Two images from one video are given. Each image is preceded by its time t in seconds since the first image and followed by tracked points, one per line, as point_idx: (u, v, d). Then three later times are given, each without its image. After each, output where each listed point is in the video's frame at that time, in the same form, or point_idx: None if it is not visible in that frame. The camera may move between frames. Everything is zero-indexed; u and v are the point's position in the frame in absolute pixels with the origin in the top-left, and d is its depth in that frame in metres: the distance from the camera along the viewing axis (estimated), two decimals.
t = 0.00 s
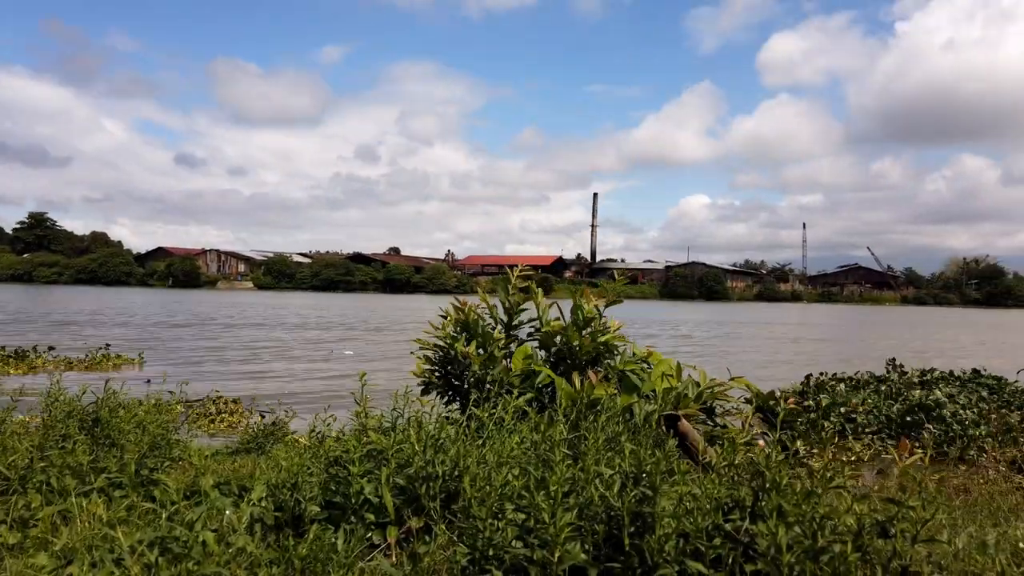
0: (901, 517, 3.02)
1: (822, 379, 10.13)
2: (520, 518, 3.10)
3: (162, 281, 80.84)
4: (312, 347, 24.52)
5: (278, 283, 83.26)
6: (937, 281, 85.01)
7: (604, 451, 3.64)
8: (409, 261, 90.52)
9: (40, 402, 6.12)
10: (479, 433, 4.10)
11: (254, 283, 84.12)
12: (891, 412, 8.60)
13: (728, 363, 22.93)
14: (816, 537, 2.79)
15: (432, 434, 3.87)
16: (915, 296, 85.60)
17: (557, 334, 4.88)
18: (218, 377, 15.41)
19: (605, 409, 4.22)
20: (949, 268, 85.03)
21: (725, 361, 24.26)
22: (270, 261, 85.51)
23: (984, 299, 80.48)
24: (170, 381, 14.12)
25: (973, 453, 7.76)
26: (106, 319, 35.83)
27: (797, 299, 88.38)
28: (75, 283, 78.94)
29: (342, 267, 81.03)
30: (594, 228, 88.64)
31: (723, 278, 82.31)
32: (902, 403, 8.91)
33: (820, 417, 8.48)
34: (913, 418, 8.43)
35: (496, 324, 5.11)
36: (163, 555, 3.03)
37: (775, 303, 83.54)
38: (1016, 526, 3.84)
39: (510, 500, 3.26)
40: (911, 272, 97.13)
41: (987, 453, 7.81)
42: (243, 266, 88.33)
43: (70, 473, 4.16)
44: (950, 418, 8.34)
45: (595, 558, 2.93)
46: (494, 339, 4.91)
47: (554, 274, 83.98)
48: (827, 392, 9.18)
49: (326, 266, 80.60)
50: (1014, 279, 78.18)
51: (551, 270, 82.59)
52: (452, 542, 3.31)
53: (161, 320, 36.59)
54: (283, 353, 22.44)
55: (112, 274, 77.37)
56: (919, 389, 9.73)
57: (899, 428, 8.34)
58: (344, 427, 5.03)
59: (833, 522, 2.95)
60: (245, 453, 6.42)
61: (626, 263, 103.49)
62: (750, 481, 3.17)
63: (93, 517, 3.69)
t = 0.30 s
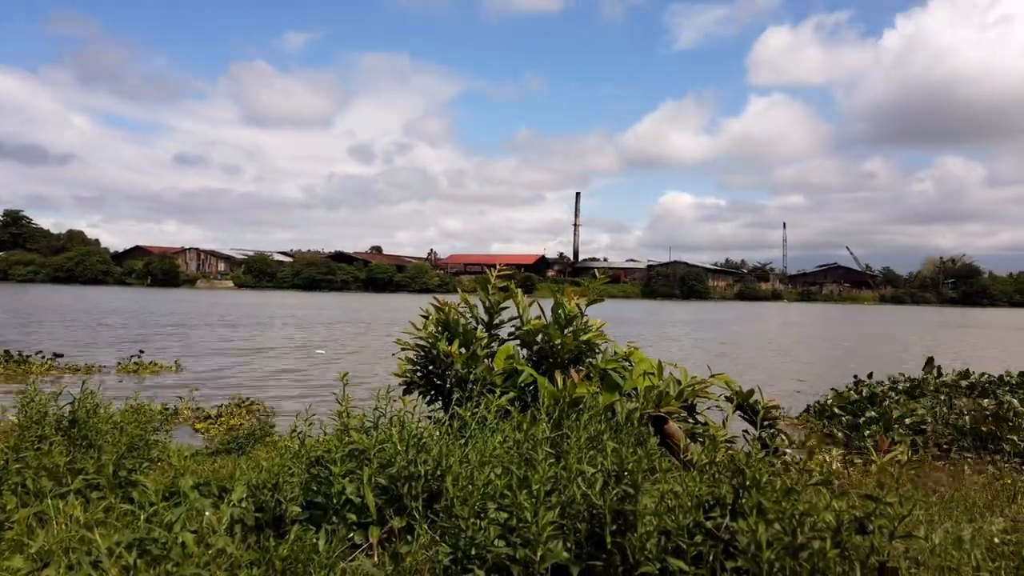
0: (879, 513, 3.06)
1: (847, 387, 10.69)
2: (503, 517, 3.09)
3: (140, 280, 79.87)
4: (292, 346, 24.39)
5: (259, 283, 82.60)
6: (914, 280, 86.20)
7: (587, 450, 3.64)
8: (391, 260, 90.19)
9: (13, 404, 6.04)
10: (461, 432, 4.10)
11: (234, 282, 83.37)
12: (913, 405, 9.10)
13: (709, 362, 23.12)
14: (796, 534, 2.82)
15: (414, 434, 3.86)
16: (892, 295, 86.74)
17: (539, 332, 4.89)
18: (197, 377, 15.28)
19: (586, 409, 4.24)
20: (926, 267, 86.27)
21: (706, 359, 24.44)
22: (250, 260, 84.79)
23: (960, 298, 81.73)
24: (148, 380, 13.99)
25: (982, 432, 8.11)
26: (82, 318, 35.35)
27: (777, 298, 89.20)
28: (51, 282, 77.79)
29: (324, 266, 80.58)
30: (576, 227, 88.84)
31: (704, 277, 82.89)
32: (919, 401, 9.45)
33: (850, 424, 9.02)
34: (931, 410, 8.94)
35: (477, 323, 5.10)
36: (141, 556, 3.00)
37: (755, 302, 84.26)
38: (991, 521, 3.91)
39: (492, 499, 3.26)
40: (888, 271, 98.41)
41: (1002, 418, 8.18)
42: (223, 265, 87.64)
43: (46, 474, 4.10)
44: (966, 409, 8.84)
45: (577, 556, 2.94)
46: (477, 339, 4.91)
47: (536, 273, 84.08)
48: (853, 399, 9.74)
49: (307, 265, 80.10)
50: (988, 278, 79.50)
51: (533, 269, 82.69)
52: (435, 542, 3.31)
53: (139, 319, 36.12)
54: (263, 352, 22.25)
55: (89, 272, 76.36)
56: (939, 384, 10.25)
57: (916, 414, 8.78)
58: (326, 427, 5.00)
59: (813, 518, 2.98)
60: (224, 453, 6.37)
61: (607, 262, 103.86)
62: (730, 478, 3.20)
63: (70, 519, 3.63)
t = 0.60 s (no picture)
0: (857, 511, 3.08)
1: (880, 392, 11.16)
2: (485, 517, 3.09)
3: (118, 279, 78.92)
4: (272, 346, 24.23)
5: (240, 282, 81.87)
6: (893, 280, 87.19)
7: (569, 449, 3.65)
8: (373, 259, 89.91)
9: None
10: (444, 432, 4.09)
11: (214, 281, 82.57)
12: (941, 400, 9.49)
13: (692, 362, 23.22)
14: (777, 531, 2.84)
15: (397, 434, 3.84)
16: (871, 294, 87.70)
17: (523, 331, 4.89)
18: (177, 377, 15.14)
19: (569, 408, 4.24)
20: (904, 267, 87.31)
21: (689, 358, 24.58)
22: (231, 259, 84.07)
23: (937, 297, 82.78)
24: (126, 380, 13.84)
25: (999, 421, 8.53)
26: (59, 318, 34.86)
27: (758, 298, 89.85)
28: (27, 281, 76.66)
29: (305, 265, 80.06)
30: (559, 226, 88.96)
31: (686, 276, 83.32)
32: (949, 396, 9.71)
33: (881, 425, 9.53)
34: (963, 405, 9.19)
35: (462, 323, 5.10)
36: (119, 558, 2.97)
37: (737, 301, 84.91)
38: (967, 518, 3.96)
39: (475, 499, 3.25)
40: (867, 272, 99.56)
41: None
42: (203, 264, 86.84)
43: (22, 476, 4.03)
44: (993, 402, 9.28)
45: (561, 556, 2.94)
46: (461, 338, 4.90)
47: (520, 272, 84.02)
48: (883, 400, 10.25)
49: (289, 265, 79.55)
50: (965, 278, 80.60)
51: (516, 268, 82.69)
52: (417, 542, 3.30)
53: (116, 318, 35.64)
54: (244, 352, 22.05)
55: (66, 271, 75.33)
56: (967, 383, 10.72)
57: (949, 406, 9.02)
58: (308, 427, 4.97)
59: (793, 516, 3.01)
60: (205, 453, 6.32)
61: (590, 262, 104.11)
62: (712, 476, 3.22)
63: (46, 522, 3.57)
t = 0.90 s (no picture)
0: (836, 508, 3.12)
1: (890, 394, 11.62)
2: (468, 517, 3.10)
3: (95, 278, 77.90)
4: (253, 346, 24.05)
5: (220, 281, 81.11)
6: (871, 279, 88.22)
7: (551, 447, 3.66)
8: (355, 258, 89.50)
9: None
10: (427, 432, 4.08)
11: (194, 281, 81.73)
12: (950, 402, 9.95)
13: (675, 360, 23.36)
14: (757, 529, 2.87)
15: (379, 434, 3.82)
16: (850, 293, 88.74)
17: (505, 330, 4.89)
18: (156, 377, 14.98)
19: (551, 407, 4.25)
20: (882, 267, 88.36)
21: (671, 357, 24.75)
22: (211, 258, 83.27)
23: (915, 297, 83.90)
24: (104, 381, 13.68)
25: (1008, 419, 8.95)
26: (35, 318, 34.36)
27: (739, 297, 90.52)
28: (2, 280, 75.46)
29: (287, 264, 79.49)
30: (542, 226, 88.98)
31: (668, 276, 83.77)
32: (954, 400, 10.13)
33: (892, 426, 9.95)
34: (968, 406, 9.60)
35: (445, 322, 5.09)
36: (96, 562, 2.93)
37: (719, 301, 85.55)
38: (943, 514, 4.02)
39: (458, 498, 3.25)
40: (846, 271, 100.65)
41: None
42: (183, 263, 85.96)
43: None
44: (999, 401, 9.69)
45: (543, 555, 2.95)
46: (444, 338, 4.89)
47: (502, 272, 83.97)
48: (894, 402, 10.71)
49: (270, 264, 78.92)
50: (942, 278, 81.81)
51: (499, 268, 82.70)
52: (399, 542, 3.29)
53: (92, 318, 35.12)
54: (224, 352, 21.84)
55: (42, 270, 74.22)
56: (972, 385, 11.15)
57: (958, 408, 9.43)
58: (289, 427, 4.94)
59: (772, 514, 3.04)
60: (184, 455, 6.25)
61: (573, 261, 104.29)
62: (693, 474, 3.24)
63: (21, 524, 3.52)
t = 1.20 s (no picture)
0: (815, 505, 3.15)
1: (884, 393, 11.90)
2: (451, 516, 3.10)
3: (71, 277, 76.80)
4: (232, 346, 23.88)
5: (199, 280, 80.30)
6: (849, 278, 89.20)
7: (534, 447, 3.66)
8: (337, 258, 88.99)
9: None
10: (409, 432, 4.07)
11: (173, 280, 80.82)
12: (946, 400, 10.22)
13: (657, 359, 23.48)
14: (738, 526, 2.90)
15: (362, 434, 3.80)
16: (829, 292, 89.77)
17: (488, 329, 4.89)
18: (135, 378, 14.83)
19: (534, 407, 4.26)
20: (860, 266, 89.40)
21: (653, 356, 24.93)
22: (190, 257, 82.44)
23: (892, 296, 85.01)
24: (81, 380, 13.52)
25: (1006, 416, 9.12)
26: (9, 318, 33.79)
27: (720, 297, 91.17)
28: None
29: (267, 264, 78.85)
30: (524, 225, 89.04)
31: (650, 275, 84.18)
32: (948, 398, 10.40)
33: (888, 424, 10.21)
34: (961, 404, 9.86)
35: (429, 320, 5.08)
36: (73, 565, 2.88)
37: (700, 301, 86.13)
38: (920, 510, 4.08)
39: (440, 498, 3.24)
40: (825, 271, 101.77)
41: None
42: (161, 262, 85.04)
43: None
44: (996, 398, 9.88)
45: (525, 553, 2.96)
46: (427, 337, 4.87)
47: (485, 271, 83.94)
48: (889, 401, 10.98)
49: (250, 263, 78.28)
50: (919, 277, 83.02)
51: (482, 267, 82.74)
52: (382, 542, 3.28)
53: (69, 318, 34.64)
54: (203, 352, 21.62)
55: (16, 269, 73.06)
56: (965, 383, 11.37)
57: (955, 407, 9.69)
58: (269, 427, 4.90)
59: (753, 511, 3.08)
60: (163, 456, 6.16)
61: (555, 261, 104.41)
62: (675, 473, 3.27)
63: None
